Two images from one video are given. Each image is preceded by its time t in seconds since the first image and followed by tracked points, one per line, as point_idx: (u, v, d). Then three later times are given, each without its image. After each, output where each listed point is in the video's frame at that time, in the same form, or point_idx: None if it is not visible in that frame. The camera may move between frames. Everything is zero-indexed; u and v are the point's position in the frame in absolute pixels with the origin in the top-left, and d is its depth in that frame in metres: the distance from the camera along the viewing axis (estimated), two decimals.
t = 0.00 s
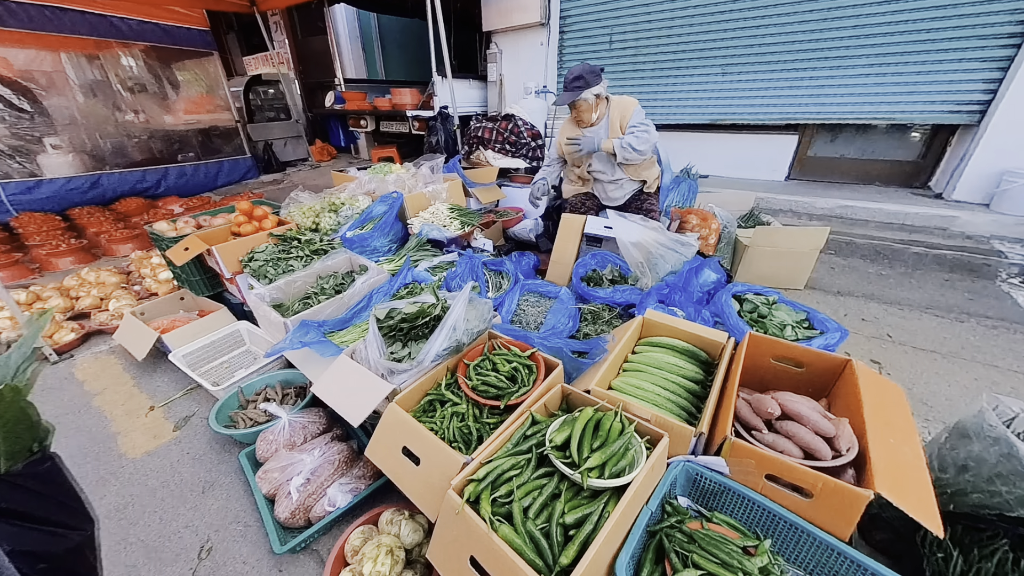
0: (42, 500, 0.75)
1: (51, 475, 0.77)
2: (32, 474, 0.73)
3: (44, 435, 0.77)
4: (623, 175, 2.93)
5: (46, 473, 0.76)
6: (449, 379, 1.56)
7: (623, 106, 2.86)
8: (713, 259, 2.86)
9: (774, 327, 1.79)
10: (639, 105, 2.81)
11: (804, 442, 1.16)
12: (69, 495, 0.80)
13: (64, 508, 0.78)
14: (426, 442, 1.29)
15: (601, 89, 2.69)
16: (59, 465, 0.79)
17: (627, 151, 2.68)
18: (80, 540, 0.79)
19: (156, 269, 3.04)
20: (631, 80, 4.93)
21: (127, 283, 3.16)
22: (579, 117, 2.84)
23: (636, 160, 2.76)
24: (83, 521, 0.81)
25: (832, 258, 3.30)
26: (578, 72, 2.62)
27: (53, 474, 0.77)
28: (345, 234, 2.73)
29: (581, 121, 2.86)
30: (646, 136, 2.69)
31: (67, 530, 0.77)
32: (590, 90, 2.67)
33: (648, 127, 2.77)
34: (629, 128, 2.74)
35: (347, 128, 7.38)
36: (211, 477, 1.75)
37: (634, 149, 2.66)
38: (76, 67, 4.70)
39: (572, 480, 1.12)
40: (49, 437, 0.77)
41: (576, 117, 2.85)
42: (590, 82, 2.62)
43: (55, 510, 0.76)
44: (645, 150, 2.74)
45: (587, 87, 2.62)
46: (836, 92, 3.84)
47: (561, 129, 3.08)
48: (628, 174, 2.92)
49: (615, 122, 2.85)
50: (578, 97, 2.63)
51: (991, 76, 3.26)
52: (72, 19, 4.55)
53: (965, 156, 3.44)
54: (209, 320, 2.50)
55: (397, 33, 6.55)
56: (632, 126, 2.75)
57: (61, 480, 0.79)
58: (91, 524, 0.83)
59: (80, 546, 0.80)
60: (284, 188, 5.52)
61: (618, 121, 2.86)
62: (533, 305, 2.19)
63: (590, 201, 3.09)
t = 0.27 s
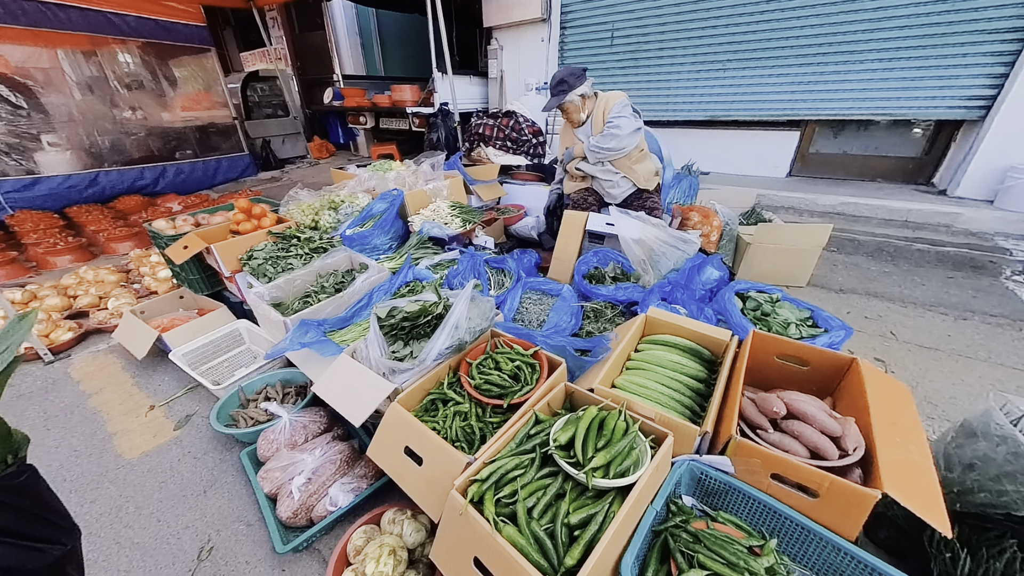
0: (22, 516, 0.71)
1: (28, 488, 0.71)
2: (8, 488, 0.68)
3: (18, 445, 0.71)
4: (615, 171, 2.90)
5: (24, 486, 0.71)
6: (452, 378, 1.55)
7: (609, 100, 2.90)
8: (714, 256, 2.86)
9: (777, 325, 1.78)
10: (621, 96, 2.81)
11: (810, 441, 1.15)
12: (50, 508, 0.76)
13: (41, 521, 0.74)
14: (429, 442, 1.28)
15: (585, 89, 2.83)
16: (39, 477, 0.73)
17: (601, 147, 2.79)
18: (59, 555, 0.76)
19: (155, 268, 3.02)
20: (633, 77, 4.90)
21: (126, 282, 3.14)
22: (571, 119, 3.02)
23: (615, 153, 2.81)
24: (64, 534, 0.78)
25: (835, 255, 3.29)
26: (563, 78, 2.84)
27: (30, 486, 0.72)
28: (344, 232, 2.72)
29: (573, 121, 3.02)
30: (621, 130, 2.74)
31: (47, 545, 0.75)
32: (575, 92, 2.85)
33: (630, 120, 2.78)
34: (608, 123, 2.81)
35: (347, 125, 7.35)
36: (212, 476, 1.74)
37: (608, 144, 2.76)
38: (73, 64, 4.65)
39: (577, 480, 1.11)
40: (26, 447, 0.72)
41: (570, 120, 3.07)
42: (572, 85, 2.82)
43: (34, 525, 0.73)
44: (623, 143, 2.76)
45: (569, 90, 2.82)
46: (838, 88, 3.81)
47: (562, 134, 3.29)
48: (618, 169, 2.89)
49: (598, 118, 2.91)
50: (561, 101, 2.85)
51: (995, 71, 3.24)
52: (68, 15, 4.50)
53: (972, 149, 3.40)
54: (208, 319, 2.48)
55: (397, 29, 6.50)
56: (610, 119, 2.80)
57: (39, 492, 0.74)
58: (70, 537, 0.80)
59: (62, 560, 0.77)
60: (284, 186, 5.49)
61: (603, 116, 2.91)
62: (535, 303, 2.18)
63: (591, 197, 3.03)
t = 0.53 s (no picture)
0: (5, 526, 0.72)
1: (12, 497, 0.74)
2: None
3: None
4: (611, 167, 2.84)
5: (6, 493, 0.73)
6: (451, 378, 1.53)
7: (600, 95, 2.82)
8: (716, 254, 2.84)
9: (781, 325, 1.76)
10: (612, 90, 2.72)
11: (816, 443, 1.13)
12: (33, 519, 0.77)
13: (23, 531, 0.75)
14: (429, 444, 1.26)
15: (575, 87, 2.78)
16: (19, 486, 0.76)
17: (595, 142, 2.70)
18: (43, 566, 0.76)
19: (152, 267, 2.99)
20: (633, 73, 4.85)
21: (123, 281, 3.11)
22: (565, 120, 3.00)
23: (610, 148, 2.73)
24: (49, 544, 0.78)
25: (837, 252, 3.27)
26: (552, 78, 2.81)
27: (12, 494, 0.74)
28: (342, 230, 2.68)
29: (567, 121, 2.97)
30: (614, 123, 2.64)
31: (33, 555, 0.75)
32: (565, 91, 2.81)
33: (623, 112, 2.69)
34: (601, 117, 2.71)
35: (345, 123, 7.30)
36: (209, 478, 1.73)
37: (602, 138, 2.66)
38: (68, 61, 4.60)
39: (579, 483, 1.09)
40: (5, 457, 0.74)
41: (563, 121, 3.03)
42: (560, 86, 2.79)
43: (22, 536, 0.74)
44: (617, 136, 2.67)
45: (558, 92, 2.80)
46: (841, 84, 3.78)
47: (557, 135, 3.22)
48: (615, 165, 2.82)
49: (591, 113, 2.81)
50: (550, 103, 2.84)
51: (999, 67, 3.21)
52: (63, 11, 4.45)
53: (975, 147, 3.36)
54: (206, 318, 2.46)
55: (396, 25, 6.44)
56: (602, 113, 2.71)
57: (22, 501, 0.76)
58: (56, 547, 0.80)
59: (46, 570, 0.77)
60: (282, 184, 5.46)
61: (595, 112, 2.82)
62: (536, 302, 2.16)
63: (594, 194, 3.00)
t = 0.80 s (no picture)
0: None
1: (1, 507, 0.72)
2: None
3: None
4: (616, 164, 2.80)
5: None
6: (457, 378, 1.51)
7: (603, 93, 2.78)
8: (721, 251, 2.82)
9: (790, 323, 1.74)
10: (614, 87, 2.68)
11: (830, 444, 1.11)
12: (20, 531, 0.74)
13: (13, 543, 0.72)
14: (435, 446, 1.23)
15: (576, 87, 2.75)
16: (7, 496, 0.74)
17: (600, 140, 2.68)
18: None
19: (151, 265, 2.97)
20: (635, 69, 4.81)
21: (122, 279, 3.09)
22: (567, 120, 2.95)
23: (615, 145, 2.70)
24: (41, 556, 0.76)
25: (842, 250, 3.24)
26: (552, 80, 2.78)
27: None
28: (344, 228, 2.66)
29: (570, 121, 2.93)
30: (619, 121, 2.61)
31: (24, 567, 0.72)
32: (567, 91, 2.78)
33: (627, 109, 2.65)
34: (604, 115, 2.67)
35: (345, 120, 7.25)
36: (212, 479, 1.71)
37: (607, 136, 2.64)
38: (65, 57, 4.55)
39: (589, 486, 1.07)
40: None
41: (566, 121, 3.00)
42: (561, 87, 2.77)
43: (12, 549, 0.72)
44: (623, 134, 2.64)
45: (560, 93, 2.77)
46: (846, 79, 3.74)
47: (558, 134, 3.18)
48: (620, 162, 2.79)
49: (595, 111, 2.77)
50: (552, 105, 2.81)
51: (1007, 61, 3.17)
52: (58, 6, 4.39)
53: (980, 144, 3.33)
54: (206, 317, 2.44)
55: (395, 20, 6.37)
56: (606, 111, 2.66)
57: (11, 511, 0.74)
58: (47, 559, 0.77)
59: None
60: (282, 181, 5.42)
61: (598, 109, 2.77)
62: (540, 300, 2.14)
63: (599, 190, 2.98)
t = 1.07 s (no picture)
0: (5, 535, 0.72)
1: (12, 506, 0.74)
2: None
3: None
4: (620, 159, 2.78)
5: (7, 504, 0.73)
6: (461, 374, 1.51)
7: (604, 89, 2.76)
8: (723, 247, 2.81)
9: (794, 320, 1.74)
10: (617, 83, 2.69)
11: (836, 441, 1.11)
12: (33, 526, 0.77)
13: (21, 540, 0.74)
14: (441, 443, 1.24)
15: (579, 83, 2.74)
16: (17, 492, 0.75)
17: (605, 136, 2.68)
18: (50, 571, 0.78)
19: (152, 262, 2.96)
20: (637, 64, 4.77)
21: (123, 276, 3.08)
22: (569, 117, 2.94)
23: (619, 142, 2.70)
24: (49, 549, 0.79)
25: (844, 246, 3.24)
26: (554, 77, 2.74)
27: (12, 502, 0.74)
28: (346, 225, 2.64)
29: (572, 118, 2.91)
30: (624, 117, 2.62)
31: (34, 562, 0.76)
32: (570, 88, 2.76)
33: (631, 105, 2.66)
34: (608, 111, 2.68)
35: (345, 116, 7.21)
36: (216, 474, 1.71)
37: (612, 132, 2.64)
38: (62, 52, 4.52)
39: (596, 482, 1.07)
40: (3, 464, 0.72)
41: (567, 118, 2.97)
42: (565, 84, 2.71)
43: (19, 544, 0.74)
44: (627, 130, 2.65)
45: (564, 89, 2.72)
46: (848, 75, 3.71)
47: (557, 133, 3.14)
48: (623, 157, 2.77)
49: (597, 107, 2.74)
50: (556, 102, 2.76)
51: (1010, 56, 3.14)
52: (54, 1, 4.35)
53: (982, 140, 3.32)
54: (208, 313, 2.43)
55: (395, 14, 6.31)
56: (610, 106, 2.67)
57: (22, 508, 0.75)
58: (57, 552, 0.81)
59: None
60: (281, 178, 5.39)
61: (601, 105, 2.74)
62: (543, 297, 2.13)
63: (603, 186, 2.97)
